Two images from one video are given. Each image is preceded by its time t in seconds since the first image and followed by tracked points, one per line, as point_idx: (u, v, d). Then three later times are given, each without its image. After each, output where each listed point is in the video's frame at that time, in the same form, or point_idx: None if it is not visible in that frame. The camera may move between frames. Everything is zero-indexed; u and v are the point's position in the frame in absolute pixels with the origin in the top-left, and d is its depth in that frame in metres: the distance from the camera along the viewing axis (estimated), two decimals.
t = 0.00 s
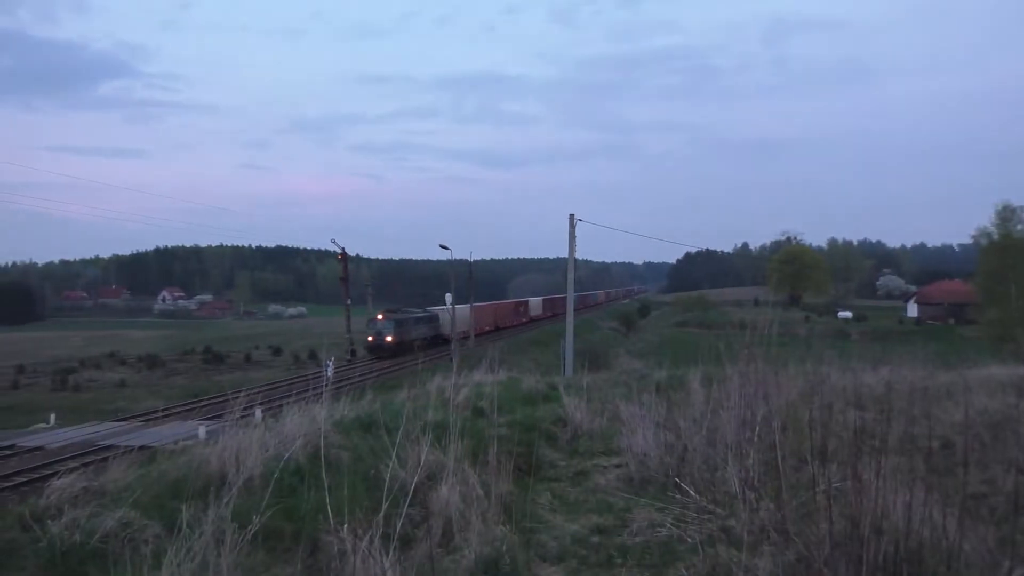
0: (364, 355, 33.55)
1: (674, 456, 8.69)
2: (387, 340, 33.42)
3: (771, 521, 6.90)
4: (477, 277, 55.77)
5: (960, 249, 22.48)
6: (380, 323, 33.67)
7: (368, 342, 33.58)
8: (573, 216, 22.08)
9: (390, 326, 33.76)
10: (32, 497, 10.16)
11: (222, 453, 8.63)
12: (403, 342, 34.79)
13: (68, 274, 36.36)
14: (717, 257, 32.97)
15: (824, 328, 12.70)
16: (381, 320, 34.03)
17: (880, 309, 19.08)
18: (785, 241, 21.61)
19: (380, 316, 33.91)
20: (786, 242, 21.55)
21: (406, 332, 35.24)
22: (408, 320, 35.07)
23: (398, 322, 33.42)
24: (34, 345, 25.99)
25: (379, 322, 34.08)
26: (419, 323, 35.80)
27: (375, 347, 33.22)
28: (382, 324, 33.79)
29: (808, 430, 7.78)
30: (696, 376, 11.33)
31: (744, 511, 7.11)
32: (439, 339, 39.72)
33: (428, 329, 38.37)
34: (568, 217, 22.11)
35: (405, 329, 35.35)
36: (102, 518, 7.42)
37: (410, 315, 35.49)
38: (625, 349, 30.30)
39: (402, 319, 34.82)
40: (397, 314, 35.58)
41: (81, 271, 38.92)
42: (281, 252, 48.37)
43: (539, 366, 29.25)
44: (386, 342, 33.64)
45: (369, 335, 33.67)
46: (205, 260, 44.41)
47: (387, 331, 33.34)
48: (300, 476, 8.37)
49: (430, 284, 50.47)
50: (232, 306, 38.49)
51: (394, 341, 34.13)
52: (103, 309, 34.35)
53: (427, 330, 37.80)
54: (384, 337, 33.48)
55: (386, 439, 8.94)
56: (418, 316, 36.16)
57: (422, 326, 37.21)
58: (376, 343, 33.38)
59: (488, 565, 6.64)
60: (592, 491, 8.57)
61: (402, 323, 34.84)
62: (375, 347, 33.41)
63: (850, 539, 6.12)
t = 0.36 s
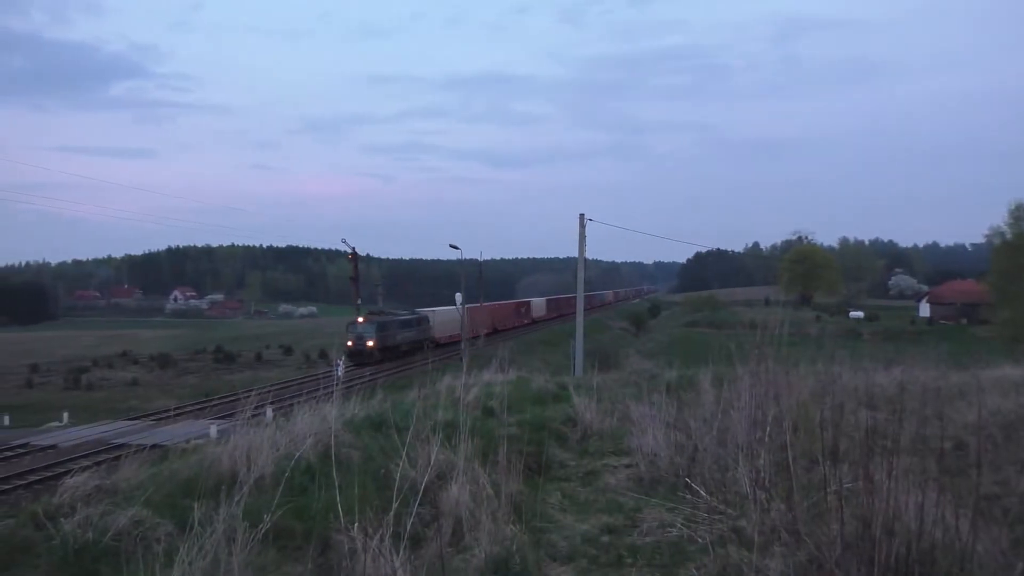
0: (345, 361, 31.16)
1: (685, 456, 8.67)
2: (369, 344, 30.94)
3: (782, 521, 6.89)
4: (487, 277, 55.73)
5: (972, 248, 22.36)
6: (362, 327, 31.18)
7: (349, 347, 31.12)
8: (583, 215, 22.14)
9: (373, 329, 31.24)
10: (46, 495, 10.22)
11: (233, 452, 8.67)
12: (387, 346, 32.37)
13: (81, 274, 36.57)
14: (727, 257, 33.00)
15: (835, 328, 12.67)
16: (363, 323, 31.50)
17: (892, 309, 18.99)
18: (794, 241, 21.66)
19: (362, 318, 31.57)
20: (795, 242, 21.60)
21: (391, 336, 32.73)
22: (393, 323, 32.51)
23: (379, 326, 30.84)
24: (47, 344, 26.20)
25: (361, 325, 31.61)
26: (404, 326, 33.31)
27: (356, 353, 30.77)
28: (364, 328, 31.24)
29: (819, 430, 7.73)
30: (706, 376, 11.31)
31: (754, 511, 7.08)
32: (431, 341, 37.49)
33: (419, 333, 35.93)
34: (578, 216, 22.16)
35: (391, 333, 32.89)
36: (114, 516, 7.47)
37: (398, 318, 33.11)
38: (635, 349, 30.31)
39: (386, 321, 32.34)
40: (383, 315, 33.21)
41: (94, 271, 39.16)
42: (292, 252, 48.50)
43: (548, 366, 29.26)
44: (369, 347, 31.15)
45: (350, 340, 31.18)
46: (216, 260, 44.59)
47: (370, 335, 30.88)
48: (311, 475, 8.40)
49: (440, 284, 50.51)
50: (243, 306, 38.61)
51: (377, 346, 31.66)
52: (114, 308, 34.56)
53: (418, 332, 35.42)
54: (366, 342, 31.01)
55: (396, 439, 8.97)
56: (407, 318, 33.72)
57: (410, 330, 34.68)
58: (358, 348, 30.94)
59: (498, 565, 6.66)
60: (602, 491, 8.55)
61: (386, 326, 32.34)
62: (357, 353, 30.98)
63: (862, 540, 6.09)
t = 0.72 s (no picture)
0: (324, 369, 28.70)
1: (699, 457, 8.65)
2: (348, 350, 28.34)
3: (797, 523, 6.86)
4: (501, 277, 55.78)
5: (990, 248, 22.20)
6: (341, 332, 28.58)
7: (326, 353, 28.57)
8: (597, 215, 22.15)
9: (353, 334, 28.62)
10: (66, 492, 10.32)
11: (248, 451, 8.72)
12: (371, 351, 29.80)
13: (98, 274, 36.91)
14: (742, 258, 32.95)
15: (850, 329, 12.61)
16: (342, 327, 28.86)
17: (907, 309, 18.91)
18: (809, 241, 21.61)
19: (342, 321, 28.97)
20: (811, 242, 21.54)
21: (374, 341, 30.10)
22: (376, 327, 29.91)
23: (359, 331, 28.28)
24: (66, 344, 26.49)
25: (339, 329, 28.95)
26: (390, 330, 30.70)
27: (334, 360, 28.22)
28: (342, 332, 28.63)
29: (835, 431, 7.69)
30: (720, 376, 11.30)
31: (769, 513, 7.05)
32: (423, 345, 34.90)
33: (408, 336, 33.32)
34: (592, 216, 22.16)
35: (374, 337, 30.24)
36: (131, 515, 7.54)
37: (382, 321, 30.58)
38: (648, 350, 30.28)
39: (368, 325, 29.73)
40: (367, 318, 30.65)
41: (111, 271, 39.52)
42: (307, 252, 48.72)
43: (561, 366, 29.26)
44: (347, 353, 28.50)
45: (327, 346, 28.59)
46: (232, 260, 44.86)
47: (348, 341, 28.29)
48: (325, 474, 8.44)
49: (453, 285, 50.61)
50: (258, 306, 38.80)
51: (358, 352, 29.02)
52: (131, 308, 34.86)
53: (407, 336, 32.86)
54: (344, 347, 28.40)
55: (410, 438, 9.00)
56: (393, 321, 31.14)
57: (397, 334, 32.04)
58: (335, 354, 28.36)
59: (512, 565, 6.67)
60: (616, 491, 8.54)
61: (369, 330, 29.71)
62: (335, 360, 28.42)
63: (878, 542, 6.04)
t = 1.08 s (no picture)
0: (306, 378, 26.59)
1: (725, 458, 8.60)
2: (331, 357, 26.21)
3: (826, 525, 6.80)
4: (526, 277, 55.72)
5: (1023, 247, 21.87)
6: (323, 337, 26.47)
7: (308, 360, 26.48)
8: (623, 215, 22.13)
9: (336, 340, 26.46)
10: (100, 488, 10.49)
11: (276, 450, 8.79)
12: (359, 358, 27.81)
13: (129, 275, 37.57)
14: (769, 257, 32.71)
15: (880, 329, 12.50)
16: (324, 332, 26.71)
17: (938, 309, 18.71)
18: (838, 241, 21.44)
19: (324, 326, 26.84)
20: (839, 241, 21.38)
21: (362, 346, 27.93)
22: (364, 331, 27.75)
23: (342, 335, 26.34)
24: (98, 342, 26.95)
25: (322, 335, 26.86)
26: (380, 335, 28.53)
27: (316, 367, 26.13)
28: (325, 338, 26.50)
29: (865, 433, 7.62)
30: (747, 376, 11.22)
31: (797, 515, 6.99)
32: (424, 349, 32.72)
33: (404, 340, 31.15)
34: (618, 216, 22.18)
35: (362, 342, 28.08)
36: (161, 511, 7.64)
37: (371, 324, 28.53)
38: (674, 350, 30.17)
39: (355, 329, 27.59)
40: (356, 321, 28.68)
41: (142, 272, 40.11)
42: (333, 252, 49.06)
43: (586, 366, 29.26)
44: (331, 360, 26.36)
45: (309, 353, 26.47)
46: (259, 260, 45.30)
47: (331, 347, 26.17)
48: (352, 473, 8.49)
49: (478, 285, 50.70)
50: (285, 305, 39.11)
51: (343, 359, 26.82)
52: (160, 307, 35.35)
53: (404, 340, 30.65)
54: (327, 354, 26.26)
55: (436, 438, 9.02)
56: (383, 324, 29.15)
57: (390, 339, 29.81)
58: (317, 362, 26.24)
59: (538, 565, 6.67)
60: (641, 492, 8.51)
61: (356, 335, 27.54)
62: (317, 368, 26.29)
63: (909, 545, 5.97)
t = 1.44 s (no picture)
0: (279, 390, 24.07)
1: (754, 459, 8.52)
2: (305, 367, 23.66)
3: (857, 527, 6.71)
4: (552, 277, 55.70)
5: None
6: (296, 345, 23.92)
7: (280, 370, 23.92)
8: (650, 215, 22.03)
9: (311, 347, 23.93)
10: (133, 484, 10.68)
11: (305, 448, 8.87)
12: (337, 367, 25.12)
13: (160, 276, 38.57)
14: (798, 257, 32.37)
15: (912, 330, 12.31)
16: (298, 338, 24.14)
17: (972, 310, 18.41)
18: (869, 240, 21.21)
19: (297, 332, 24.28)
20: (871, 241, 21.14)
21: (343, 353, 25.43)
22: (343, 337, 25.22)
23: (316, 342, 23.74)
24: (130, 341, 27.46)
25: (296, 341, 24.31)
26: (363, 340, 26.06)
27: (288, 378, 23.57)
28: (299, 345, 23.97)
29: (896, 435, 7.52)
30: (776, 377, 11.12)
31: (827, 517, 6.91)
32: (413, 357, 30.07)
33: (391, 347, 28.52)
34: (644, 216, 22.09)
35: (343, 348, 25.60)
36: (193, 508, 7.73)
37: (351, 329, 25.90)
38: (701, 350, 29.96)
39: (333, 334, 25.07)
40: (335, 326, 26.01)
41: (174, 272, 40.81)
42: (360, 252, 49.50)
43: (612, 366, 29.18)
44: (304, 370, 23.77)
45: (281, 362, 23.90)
46: (288, 259, 45.80)
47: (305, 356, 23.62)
48: (379, 472, 8.54)
49: (505, 285, 50.81)
50: (314, 304, 39.42)
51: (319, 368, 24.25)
52: (191, 307, 35.90)
53: (389, 347, 28.05)
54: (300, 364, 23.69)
55: (462, 437, 9.05)
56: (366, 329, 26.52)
57: (376, 344, 27.34)
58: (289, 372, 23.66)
59: (565, 565, 6.66)
60: (669, 493, 8.46)
61: (335, 341, 25.00)
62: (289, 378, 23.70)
63: (942, 549, 5.88)
